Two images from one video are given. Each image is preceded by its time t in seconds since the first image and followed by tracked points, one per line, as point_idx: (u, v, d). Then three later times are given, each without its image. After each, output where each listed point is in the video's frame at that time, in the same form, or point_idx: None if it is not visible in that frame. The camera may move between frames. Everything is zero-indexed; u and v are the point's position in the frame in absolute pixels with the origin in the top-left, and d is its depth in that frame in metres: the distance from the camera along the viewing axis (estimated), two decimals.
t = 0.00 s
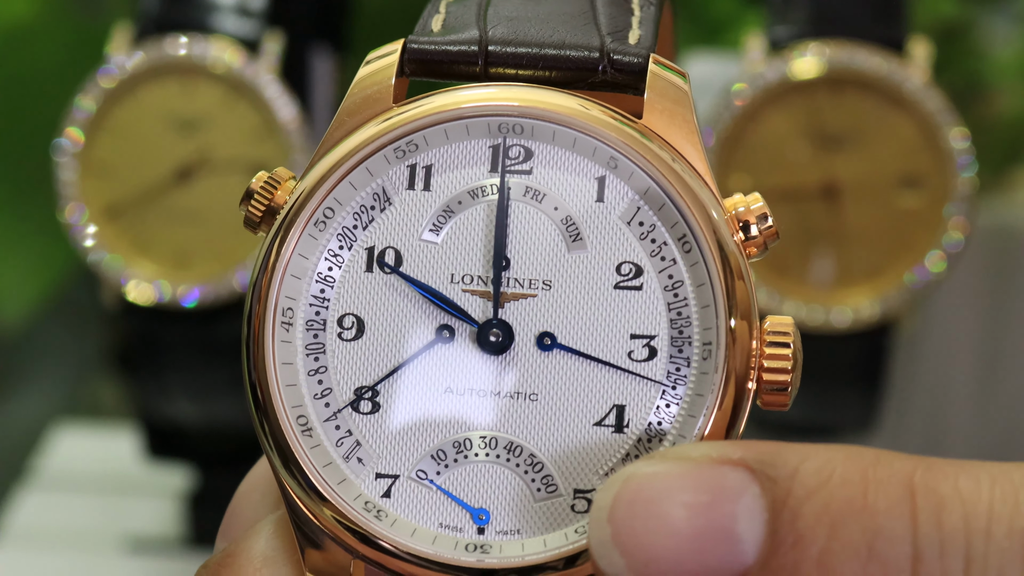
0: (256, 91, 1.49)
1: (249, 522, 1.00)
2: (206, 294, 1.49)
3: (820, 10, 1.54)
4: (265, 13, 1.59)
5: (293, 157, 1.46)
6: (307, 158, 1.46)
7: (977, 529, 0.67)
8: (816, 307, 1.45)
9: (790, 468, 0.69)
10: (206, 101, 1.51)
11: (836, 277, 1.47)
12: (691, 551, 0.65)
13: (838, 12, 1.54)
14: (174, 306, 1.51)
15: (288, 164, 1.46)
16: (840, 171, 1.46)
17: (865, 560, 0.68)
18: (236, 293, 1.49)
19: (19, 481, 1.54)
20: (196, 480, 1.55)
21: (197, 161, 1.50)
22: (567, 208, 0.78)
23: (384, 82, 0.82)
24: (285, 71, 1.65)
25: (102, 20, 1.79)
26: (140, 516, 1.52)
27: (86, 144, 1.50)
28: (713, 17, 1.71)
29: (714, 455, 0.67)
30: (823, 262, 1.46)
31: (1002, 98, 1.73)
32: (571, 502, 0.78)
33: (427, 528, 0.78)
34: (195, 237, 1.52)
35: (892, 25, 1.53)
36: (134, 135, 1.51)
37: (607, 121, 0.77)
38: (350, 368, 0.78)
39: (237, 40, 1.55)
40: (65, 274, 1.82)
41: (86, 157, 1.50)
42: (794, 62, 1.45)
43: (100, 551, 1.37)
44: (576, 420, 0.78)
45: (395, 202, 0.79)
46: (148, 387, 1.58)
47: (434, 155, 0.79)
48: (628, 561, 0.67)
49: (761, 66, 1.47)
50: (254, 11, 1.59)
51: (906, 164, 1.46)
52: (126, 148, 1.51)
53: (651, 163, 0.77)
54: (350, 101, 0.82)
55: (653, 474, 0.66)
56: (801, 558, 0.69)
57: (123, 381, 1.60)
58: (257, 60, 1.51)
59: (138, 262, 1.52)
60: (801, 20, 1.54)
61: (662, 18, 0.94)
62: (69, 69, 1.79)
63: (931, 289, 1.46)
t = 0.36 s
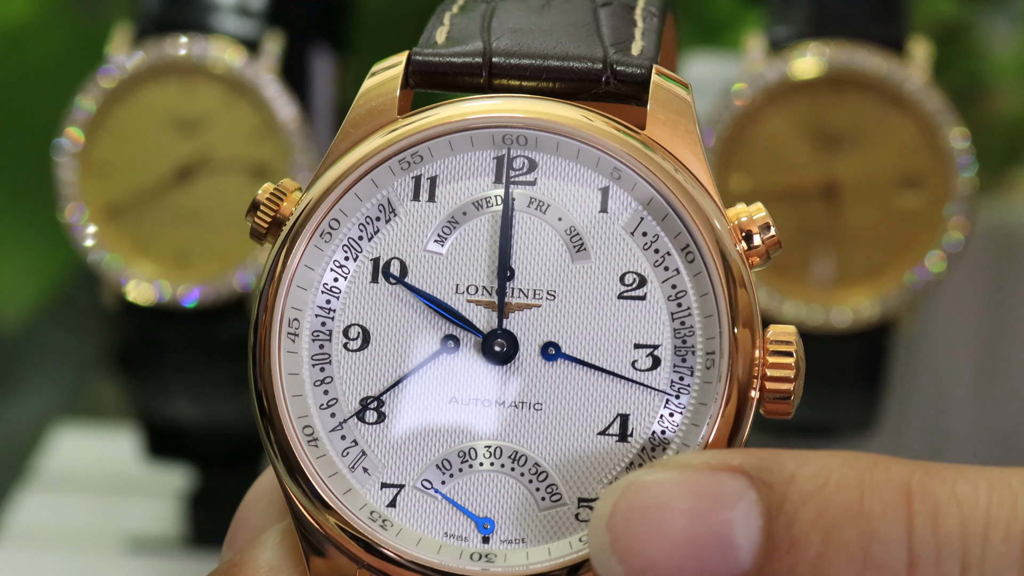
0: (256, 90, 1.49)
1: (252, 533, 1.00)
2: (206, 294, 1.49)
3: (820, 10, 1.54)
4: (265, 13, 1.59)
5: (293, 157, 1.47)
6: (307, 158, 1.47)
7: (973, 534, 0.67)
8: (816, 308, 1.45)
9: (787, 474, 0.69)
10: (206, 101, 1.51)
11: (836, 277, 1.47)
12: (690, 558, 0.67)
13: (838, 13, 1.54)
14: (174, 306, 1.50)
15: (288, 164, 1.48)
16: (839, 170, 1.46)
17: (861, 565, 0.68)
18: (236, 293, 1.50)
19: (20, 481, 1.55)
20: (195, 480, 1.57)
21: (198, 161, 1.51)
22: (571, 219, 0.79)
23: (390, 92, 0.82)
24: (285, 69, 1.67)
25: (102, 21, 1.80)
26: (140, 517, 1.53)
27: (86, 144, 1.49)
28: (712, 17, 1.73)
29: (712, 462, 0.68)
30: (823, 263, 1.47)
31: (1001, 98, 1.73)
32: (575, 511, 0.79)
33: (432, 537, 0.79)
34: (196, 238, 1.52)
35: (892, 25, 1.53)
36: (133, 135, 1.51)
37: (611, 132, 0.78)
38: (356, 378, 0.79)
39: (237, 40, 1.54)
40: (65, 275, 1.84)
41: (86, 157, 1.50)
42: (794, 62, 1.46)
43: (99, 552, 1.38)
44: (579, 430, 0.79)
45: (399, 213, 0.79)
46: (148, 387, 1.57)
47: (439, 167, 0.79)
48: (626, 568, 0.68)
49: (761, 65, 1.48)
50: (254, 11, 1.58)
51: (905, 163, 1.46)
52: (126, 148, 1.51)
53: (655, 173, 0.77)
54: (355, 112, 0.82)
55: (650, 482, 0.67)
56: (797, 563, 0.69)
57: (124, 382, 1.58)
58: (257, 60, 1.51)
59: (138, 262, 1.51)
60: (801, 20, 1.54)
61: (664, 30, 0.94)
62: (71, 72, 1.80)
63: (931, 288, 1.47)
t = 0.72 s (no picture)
0: (256, 91, 1.50)
1: (269, 531, 1.01)
2: (206, 294, 1.50)
3: (819, 11, 1.55)
4: (264, 13, 1.59)
5: (293, 157, 1.48)
6: (307, 159, 1.49)
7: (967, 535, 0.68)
8: (816, 308, 1.45)
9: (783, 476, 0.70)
10: (206, 100, 1.52)
11: (835, 279, 1.48)
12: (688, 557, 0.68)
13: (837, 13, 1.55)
14: (173, 306, 1.51)
15: (288, 164, 1.49)
16: (840, 169, 1.48)
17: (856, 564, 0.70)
18: (236, 293, 1.51)
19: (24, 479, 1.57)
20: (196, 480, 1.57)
21: (197, 161, 1.52)
22: (576, 224, 0.80)
23: (397, 101, 0.83)
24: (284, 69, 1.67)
25: (103, 21, 1.79)
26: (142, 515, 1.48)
27: (86, 144, 1.50)
28: (712, 18, 1.74)
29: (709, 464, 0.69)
30: (822, 265, 1.48)
31: (1002, 98, 1.76)
32: (582, 511, 0.80)
33: (442, 536, 0.80)
34: (195, 238, 1.53)
35: (892, 24, 1.54)
36: (132, 135, 1.52)
37: (614, 139, 0.79)
38: (366, 381, 0.80)
39: (237, 40, 1.55)
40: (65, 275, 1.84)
41: (86, 157, 1.51)
42: (794, 62, 1.46)
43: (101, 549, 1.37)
44: (586, 431, 0.80)
45: (407, 219, 0.80)
46: (148, 387, 1.58)
47: (445, 173, 0.81)
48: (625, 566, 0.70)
49: (761, 66, 1.48)
50: (254, 11, 1.59)
51: (906, 163, 1.47)
52: (125, 148, 1.52)
53: (657, 180, 0.79)
54: (362, 120, 0.83)
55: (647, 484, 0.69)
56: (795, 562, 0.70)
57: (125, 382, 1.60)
58: (258, 60, 1.52)
59: (138, 262, 1.52)
60: (801, 20, 1.55)
61: (667, 37, 0.95)
62: (72, 72, 1.80)
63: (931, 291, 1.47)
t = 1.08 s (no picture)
0: (257, 92, 1.47)
1: (224, 565, 0.97)
2: (206, 294, 1.48)
3: (821, 10, 1.52)
4: (265, 13, 1.56)
5: (292, 159, 1.45)
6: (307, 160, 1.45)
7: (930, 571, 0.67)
8: (816, 308, 1.44)
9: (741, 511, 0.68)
10: (206, 100, 1.49)
11: (836, 283, 1.46)
12: None
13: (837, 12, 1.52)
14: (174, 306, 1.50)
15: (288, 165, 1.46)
16: (841, 169, 1.45)
17: None
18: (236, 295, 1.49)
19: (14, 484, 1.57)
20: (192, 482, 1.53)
21: (198, 161, 1.49)
22: (532, 249, 0.78)
23: (351, 122, 0.81)
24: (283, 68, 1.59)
25: (102, 20, 1.76)
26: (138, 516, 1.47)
27: (86, 144, 1.49)
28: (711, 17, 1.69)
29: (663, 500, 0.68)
30: (822, 264, 1.46)
31: (1002, 98, 1.73)
32: (541, 543, 0.78)
33: (399, 571, 0.79)
34: (195, 239, 1.50)
35: (895, 26, 1.50)
36: (133, 135, 1.50)
37: (573, 162, 0.78)
38: (320, 413, 0.79)
39: (237, 40, 1.52)
40: (65, 275, 1.80)
41: (86, 157, 1.49)
42: (794, 62, 1.45)
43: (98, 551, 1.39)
44: (545, 462, 0.78)
45: (361, 246, 0.79)
46: (148, 388, 1.57)
47: (399, 200, 0.79)
48: None
49: (760, 66, 1.47)
50: (255, 11, 1.55)
51: (907, 162, 1.45)
52: (125, 149, 1.50)
53: (614, 204, 0.77)
54: (315, 143, 0.81)
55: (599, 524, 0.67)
56: None
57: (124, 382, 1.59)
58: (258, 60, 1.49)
59: (140, 262, 1.51)
60: (801, 20, 1.52)
61: (627, 52, 0.94)
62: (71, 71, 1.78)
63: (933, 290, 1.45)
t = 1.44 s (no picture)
0: (257, 92, 1.47)
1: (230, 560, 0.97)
2: (206, 295, 1.49)
3: (821, 10, 1.51)
4: (265, 13, 1.55)
5: (293, 158, 1.45)
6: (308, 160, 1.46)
7: None
8: (816, 308, 1.45)
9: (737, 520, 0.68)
10: (206, 101, 1.49)
11: (832, 285, 1.46)
12: None
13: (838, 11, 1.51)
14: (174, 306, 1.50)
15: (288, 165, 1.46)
16: (841, 170, 1.46)
17: None
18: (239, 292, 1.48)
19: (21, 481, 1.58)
20: (195, 481, 1.55)
21: (198, 161, 1.49)
22: (529, 256, 0.79)
23: (345, 132, 0.82)
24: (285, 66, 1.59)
25: (102, 21, 1.79)
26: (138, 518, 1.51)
27: (86, 143, 1.48)
28: (712, 17, 1.70)
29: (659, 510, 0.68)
30: (822, 267, 1.46)
31: (1001, 98, 1.77)
32: (542, 547, 0.79)
33: None
34: (195, 239, 1.50)
35: (894, 24, 1.50)
36: (135, 134, 1.50)
37: (568, 171, 0.78)
38: (319, 420, 0.79)
39: (237, 40, 1.51)
40: (65, 275, 1.84)
41: (86, 157, 1.49)
42: (794, 63, 1.45)
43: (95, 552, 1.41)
44: (544, 467, 0.79)
45: (358, 255, 0.79)
46: (149, 387, 1.55)
47: (396, 208, 0.79)
48: None
49: (761, 66, 1.47)
50: (254, 11, 1.55)
51: (907, 163, 1.45)
52: (125, 148, 1.50)
53: (609, 212, 0.78)
54: (309, 154, 0.81)
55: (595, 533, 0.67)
56: None
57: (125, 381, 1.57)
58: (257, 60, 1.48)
59: (139, 262, 1.51)
60: (801, 20, 1.52)
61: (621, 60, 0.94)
62: (71, 69, 1.79)
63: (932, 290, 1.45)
